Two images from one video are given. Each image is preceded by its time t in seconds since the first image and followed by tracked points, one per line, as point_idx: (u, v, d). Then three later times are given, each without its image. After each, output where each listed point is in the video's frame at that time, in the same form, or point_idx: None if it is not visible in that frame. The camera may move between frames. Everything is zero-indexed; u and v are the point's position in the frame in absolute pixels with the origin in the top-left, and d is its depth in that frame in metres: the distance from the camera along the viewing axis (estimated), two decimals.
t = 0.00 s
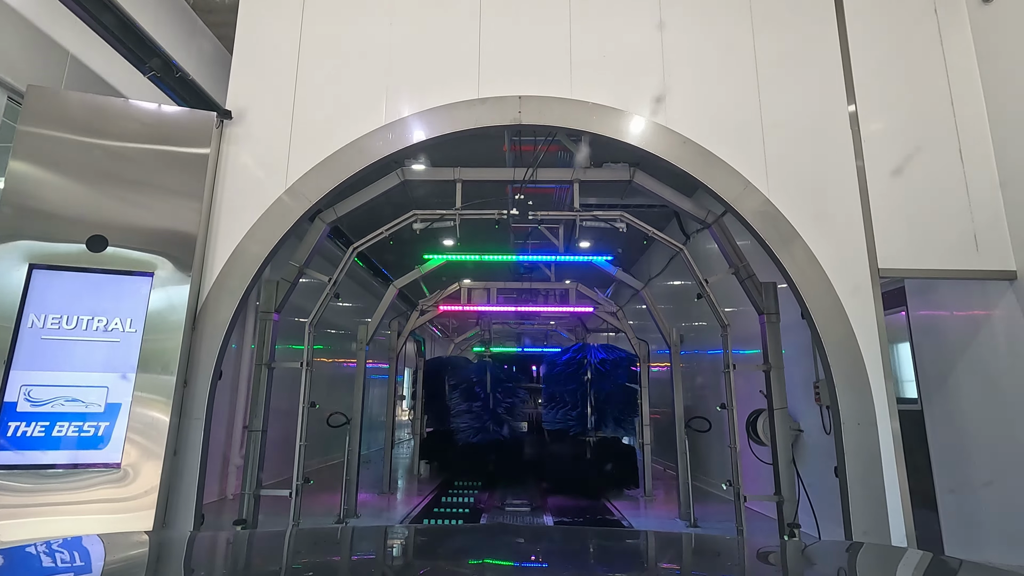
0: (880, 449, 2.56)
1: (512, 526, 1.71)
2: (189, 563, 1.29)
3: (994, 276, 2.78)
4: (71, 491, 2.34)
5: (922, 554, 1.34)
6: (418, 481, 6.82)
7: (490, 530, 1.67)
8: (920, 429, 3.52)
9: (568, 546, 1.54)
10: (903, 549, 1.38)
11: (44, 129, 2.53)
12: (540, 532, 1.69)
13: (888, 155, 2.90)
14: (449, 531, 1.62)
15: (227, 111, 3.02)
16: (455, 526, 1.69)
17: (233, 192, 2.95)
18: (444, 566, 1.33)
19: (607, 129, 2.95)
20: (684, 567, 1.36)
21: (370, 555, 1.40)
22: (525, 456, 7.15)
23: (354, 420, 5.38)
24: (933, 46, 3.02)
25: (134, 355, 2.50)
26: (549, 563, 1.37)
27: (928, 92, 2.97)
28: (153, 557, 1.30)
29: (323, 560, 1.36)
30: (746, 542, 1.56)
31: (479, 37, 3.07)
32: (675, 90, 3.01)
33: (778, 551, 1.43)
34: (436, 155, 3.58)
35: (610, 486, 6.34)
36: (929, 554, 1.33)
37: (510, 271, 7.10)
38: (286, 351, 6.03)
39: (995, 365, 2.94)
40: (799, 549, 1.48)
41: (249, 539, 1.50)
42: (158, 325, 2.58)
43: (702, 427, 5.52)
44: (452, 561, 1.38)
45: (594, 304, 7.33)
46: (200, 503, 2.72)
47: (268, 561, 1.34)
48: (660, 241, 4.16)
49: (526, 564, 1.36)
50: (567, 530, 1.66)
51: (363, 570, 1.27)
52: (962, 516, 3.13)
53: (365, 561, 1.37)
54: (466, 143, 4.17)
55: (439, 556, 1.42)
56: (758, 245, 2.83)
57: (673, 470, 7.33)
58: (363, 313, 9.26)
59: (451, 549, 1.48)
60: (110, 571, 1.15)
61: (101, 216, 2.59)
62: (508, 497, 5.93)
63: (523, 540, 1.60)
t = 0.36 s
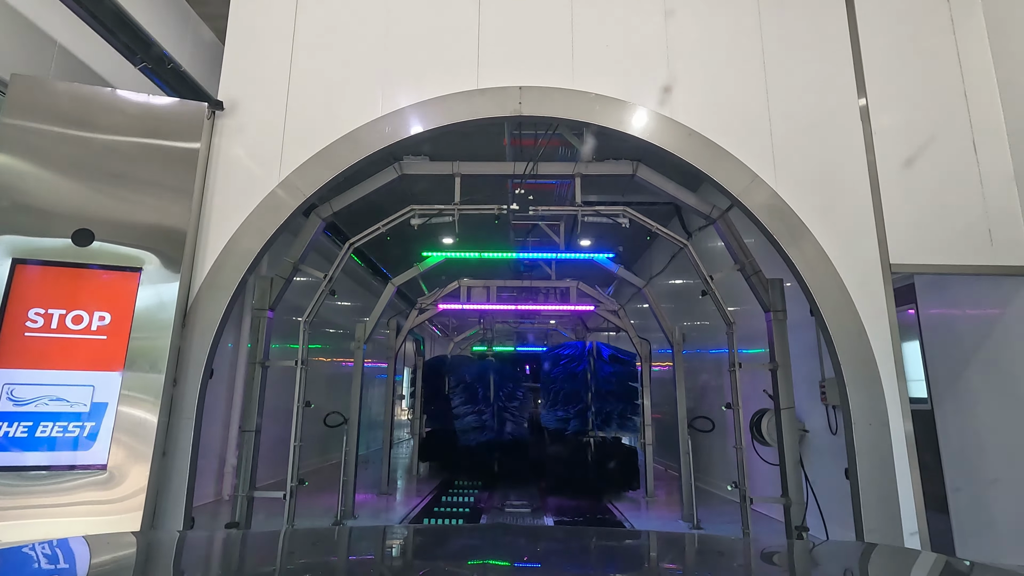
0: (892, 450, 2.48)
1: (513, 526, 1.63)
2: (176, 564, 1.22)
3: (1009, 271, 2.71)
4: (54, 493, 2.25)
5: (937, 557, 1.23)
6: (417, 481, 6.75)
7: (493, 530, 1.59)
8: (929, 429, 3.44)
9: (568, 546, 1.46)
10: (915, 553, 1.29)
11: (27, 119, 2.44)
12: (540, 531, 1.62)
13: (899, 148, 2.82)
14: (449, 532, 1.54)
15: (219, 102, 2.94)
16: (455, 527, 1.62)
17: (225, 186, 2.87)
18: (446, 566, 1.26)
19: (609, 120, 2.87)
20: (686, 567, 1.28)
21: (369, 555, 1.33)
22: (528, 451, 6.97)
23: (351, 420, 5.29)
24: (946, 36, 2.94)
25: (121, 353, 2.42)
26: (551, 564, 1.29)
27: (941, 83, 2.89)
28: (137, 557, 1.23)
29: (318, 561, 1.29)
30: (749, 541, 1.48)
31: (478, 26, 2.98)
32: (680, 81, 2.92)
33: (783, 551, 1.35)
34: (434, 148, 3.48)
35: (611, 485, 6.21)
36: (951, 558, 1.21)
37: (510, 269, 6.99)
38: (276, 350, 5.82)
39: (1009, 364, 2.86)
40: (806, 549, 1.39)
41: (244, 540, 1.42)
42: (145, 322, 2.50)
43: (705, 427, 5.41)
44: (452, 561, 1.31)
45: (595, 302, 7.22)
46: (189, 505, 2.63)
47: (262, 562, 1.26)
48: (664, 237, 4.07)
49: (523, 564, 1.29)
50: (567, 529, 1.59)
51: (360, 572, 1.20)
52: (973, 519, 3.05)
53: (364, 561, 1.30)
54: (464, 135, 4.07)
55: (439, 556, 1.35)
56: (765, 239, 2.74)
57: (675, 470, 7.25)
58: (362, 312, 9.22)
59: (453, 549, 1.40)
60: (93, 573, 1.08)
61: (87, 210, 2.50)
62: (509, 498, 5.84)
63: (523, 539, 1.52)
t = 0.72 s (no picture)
0: (902, 450, 2.42)
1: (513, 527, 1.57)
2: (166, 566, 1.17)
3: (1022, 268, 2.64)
4: (42, 495, 2.19)
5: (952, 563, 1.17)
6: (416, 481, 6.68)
7: (494, 532, 1.54)
8: (937, 429, 3.38)
9: (569, 547, 1.40)
10: (925, 555, 1.23)
11: (12, 111, 2.37)
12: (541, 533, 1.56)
13: (909, 142, 2.76)
14: (449, 533, 1.48)
15: (212, 94, 2.87)
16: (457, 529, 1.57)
17: (218, 180, 2.80)
18: (447, 569, 1.21)
19: (612, 112, 2.81)
20: (690, 569, 1.23)
21: (367, 557, 1.27)
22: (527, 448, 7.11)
23: (349, 419, 5.22)
24: (956, 27, 2.88)
25: (109, 352, 2.34)
26: (552, 567, 1.23)
27: (951, 76, 2.82)
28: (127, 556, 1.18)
29: (314, 564, 1.23)
30: (753, 542, 1.41)
31: (478, 17, 2.91)
32: (685, 73, 2.86)
33: (789, 552, 1.29)
34: (433, 142, 3.41)
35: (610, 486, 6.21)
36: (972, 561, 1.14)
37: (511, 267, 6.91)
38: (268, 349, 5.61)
39: (1020, 362, 2.80)
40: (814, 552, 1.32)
41: (238, 541, 1.36)
42: (134, 320, 2.42)
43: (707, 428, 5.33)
44: (452, 563, 1.26)
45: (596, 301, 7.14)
46: (181, 508, 2.57)
47: (255, 565, 1.20)
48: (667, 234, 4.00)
49: (525, 566, 1.23)
50: (567, 530, 1.52)
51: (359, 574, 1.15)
52: (983, 522, 2.99)
53: (362, 563, 1.24)
54: (463, 128, 4.01)
55: (439, 558, 1.29)
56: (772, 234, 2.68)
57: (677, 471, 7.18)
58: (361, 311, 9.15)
59: (454, 550, 1.35)
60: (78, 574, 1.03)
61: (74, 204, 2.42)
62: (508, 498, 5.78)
63: (523, 540, 1.47)
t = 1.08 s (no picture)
0: (911, 450, 2.37)
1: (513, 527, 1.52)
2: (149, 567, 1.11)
3: None
4: (29, 497, 2.12)
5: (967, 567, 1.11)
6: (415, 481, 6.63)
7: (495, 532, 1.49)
8: (945, 429, 3.33)
9: (570, 548, 1.34)
10: (935, 557, 1.17)
11: None
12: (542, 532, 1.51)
13: (917, 137, 2.70)
14: (450, 532, 1.44)
15: (207, 88, 2.81)
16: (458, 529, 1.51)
17: (213, 175, 2.75)
18: (448, 569, 1.16)
19: (614, 106, 2.75)
20: (692, 569, 1.18)
21: (365, 558, 1.22)
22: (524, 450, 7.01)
23: (348, 419, 5.16)
24: (966, 19, 2.82)
25: (102, 350, 2.28)
26: (553, 569, 1.17)
27: (959, 70, 2.77)
28: (107, 556, 1.13)
29: (310, 564, 1.18)
30: (756, 542, 1.36)
31: (478, 9, 2.85)
32: (689, 66, 2.80)
33: (793, 552, 1.23)
34: (432, 138, 3.36)
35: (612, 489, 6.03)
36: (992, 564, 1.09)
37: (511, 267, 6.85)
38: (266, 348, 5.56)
39: None
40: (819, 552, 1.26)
41: (231, 541, 1.31)
42: (126, 317, 2.36)
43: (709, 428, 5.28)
44: (452, 564, 1.21)
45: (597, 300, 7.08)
46: (174, 508, 2.52)
47: (246, 566, 1.15)
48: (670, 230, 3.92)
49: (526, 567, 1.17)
50: (568, 530, 1.46)
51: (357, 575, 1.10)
52: (992, 523, 2.94)
53: (360, 564, 1.19)
54: (463, 122, 3.95)
55: (440, 559, 1.24)
56: (778, 230, 2.63)
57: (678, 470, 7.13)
58: (360, 310, 9.09)
59: (456, 551, 1.30)
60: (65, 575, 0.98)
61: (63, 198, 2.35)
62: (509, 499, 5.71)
63: (524, 540, 1.42)
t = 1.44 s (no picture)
0: (918, 449, 2.32)
1: (514, 526, 1.49)
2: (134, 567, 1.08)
3: None
4: (18, 498, 2.06)
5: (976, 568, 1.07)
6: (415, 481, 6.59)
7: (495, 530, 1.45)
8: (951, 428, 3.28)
9: (571, 546, 1.31)
10: (943, 557, 1.13)
11: None
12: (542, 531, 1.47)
13: (924, 131, 2.66)
14: (449, 530, 1.40)
15: (201, 81, 2.76)
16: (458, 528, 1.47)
17: (208, 170, 2.70)
18: (446, 568, 1.12)
19: (616, 99, 2.71)
20: (694, 569, 1.15)
21: (364, 557, 1.19)
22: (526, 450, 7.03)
23: (346, 418, 5.11)
24: (974, 11, 2.77)
25: (94, 348, 2.23)
26: (553, 568, 1.14)
27: (967, 63, 2.72)
28: (92, 555, 1.09)
29: (306, 564, 1.15)
30: (758, 540, 1.32)
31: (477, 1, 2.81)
32: (692, 60, 2.75)
33: (796, 552, 1.20)
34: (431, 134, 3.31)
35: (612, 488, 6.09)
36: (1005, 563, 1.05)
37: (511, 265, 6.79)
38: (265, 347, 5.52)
39: None
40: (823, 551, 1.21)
41: (227, 541, 1.27)
42: (120, 314, 2.32)
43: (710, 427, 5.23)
44: (451, 563, 1.17)
45: (597, 298, 7.03)
46: (168, 508, 2.48)
47: (240, 565, 1.12)
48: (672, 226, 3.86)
49: (527, 568, 1.14)
50: (567, 529, 1.43)
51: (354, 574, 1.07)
52: (999, 523, 2.89)
53: (359, 564, 1.16)
54: (463, 118, 3.90)
55: (439, 558, 1.20)
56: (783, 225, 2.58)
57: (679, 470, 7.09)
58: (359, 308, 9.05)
59: (455, 550, 1.27)
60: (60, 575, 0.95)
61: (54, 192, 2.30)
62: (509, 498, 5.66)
63: (525, 539, 1.38)
